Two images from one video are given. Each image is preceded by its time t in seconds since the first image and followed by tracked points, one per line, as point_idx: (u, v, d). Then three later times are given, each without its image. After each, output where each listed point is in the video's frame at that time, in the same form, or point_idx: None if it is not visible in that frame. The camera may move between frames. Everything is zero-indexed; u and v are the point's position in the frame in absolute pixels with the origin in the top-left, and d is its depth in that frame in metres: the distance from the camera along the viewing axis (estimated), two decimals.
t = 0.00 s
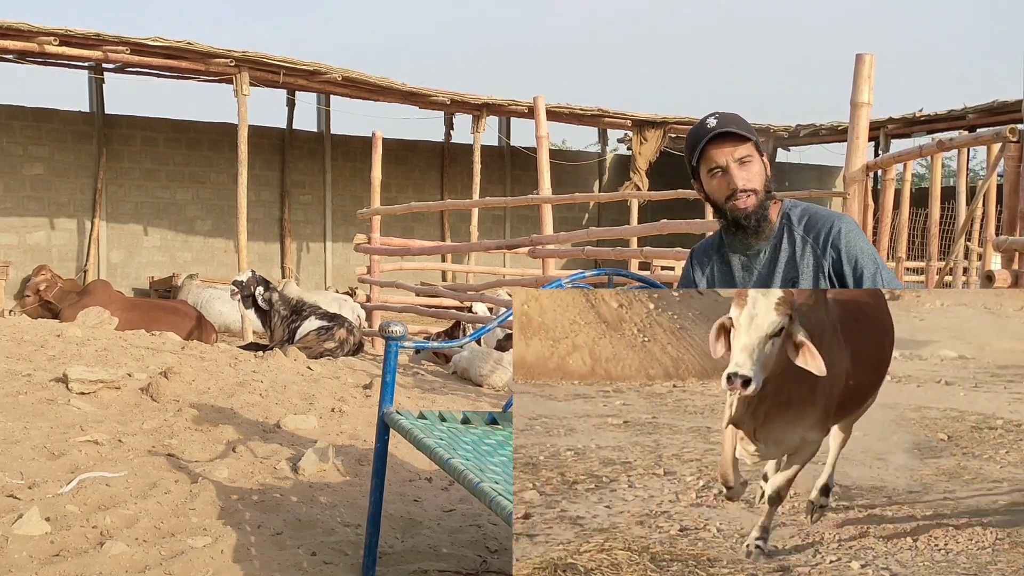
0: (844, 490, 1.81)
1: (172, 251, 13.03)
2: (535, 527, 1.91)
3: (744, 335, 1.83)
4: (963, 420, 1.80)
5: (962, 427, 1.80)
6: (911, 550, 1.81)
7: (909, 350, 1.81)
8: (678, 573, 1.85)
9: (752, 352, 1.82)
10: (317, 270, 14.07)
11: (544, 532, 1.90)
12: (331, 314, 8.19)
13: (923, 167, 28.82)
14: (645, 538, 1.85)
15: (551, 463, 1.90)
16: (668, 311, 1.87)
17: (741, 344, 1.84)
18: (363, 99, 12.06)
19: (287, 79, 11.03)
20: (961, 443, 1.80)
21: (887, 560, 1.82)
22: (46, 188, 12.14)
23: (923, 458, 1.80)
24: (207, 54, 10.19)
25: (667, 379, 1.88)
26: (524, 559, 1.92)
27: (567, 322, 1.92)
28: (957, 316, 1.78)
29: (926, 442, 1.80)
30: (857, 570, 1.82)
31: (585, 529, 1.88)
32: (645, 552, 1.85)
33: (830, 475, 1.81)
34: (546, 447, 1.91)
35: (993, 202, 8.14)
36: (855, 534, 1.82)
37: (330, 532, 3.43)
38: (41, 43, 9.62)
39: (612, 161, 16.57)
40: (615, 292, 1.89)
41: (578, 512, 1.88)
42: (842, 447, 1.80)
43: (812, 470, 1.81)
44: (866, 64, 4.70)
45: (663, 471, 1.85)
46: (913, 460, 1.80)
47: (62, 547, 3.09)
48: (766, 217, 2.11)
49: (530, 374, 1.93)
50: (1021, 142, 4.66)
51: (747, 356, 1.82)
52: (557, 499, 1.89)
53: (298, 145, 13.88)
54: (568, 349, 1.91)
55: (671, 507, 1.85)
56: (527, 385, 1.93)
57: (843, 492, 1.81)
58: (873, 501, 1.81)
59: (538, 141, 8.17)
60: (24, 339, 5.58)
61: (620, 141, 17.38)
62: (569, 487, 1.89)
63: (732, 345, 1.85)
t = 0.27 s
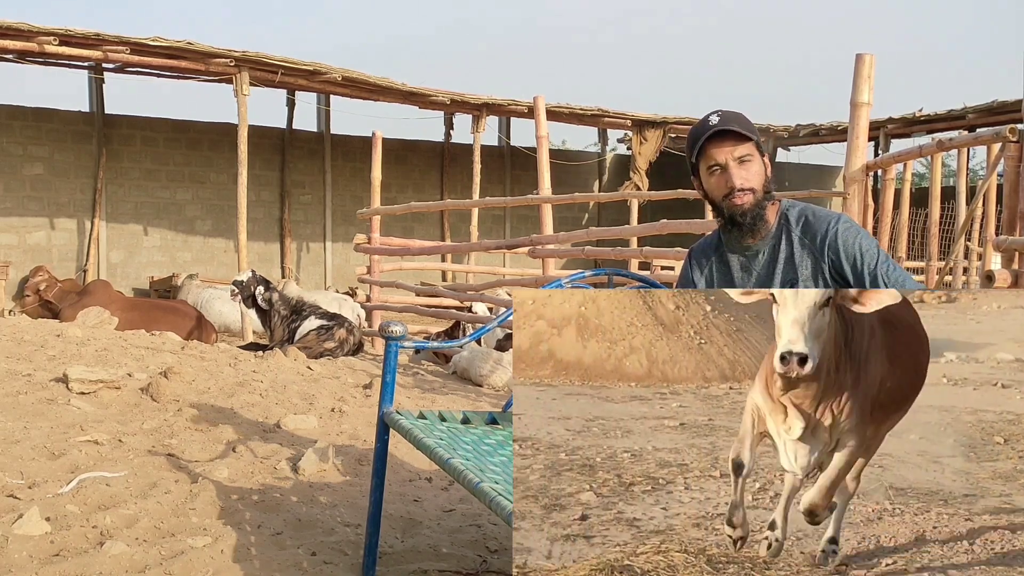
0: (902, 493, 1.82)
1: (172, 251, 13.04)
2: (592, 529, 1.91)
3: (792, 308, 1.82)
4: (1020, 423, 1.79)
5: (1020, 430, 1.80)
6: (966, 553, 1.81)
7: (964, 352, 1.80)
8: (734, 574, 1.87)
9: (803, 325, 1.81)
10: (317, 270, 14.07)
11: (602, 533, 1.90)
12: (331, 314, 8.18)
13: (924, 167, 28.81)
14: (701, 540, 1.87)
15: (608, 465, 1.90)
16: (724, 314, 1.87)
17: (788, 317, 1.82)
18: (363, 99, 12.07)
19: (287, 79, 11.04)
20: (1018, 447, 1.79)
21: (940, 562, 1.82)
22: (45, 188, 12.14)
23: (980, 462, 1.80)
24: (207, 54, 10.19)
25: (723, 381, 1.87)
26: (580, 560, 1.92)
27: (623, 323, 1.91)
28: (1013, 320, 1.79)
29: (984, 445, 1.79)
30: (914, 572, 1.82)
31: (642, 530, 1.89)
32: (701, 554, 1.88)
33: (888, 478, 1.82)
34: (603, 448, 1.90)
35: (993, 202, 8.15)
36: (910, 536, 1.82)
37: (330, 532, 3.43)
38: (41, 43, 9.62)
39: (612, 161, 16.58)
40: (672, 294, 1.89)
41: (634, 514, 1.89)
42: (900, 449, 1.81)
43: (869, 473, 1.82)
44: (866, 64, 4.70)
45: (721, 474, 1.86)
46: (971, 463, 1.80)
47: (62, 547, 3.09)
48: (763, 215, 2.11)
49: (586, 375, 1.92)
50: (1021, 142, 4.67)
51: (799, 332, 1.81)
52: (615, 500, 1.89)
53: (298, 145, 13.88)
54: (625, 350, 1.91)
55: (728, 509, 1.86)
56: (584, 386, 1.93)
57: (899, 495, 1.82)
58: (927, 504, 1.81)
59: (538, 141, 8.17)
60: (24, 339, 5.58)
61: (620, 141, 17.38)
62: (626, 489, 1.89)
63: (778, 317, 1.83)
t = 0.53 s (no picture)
0: (958, 496, 1.72)
1: (172, 251, 13.04)
2: (650, 530, 1.80)
3: (816, 354, 1.72)
4: None
5: None
6: None
7: None
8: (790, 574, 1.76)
9: (830, 374, 1.71)
10: (317, 270, 14.08)
11: (659, 535, 1.79)
12: (331, 314, 8.18)
13: (923, 167, 28.82)
14: (759, 542, 1.78)
15: (666, 466, 1.80)
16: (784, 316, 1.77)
17: (813, 365, 1.73)
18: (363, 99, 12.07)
19: (287, 79, 11.04)
20: None
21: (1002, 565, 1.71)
22: (46, 188, 12.14)
23: None
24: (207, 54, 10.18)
25: (782, 384, 1.78)
26: (638, 561, 1.80)
27: (682, 325, 1.81)
28: None
29: None
30: None
31: (699, 532, 1.79)
32: (759, 555, 1.78)
33: (945, 480, 1.72)
34: (661, 449, 1.81)
35: (992, 202, 8.16)
36: (968, 540, 1.72)
37: (330, 532, 3.44)
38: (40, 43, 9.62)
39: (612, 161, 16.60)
40: (731, 295, 1.80)
41: (692, 515, 1.79)
42: (958, 451, 1.71)
43: (926, 474, 1.72)
44: (867, 64, 4.68)
45: (777, 475, 1.77)
46: None
47: (62, 547, 3.09)
48: (760, 217, 2.10)
49: (645, 376, 1.83)
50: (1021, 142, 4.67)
51: (829, 384, 1.71)
52: (672, 502, 1.79)
53: (298, 145, 13.89)
54: (684, 352, 1.82)
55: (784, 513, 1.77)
56: (643, 387, 1.83)
57: (959, 497, 1.72)
58: (988, 507, 1.72)
59: (538, 141, 8.18)
60: (24, 339, 5.59)
61: (620, 142, 17.40)
62: (684, 490, 1.79)
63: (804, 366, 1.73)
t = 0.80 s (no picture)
0: (997, 499, 1.77)
1: (172, 251, 13.04)
2: (688, 532, 1.85)
3: (829, 408, 1.72)
4: None
5: None
6: None
7: None
8: None
9: (837, 431, 1.70)
10: (317, 270, 14.07)
11: (696, 536, 1.85)
12: (331, 314, 8.18)
13: (923, 167, 28.81)
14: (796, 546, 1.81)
15: (705, 468, 1.86)
16: (826, 320, 1.80)
17: (823, 419, 1.72)
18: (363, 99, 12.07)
19: (287, 79, 11.04)
20: None
21: None
22: (45, 188, 12.13)
23: None
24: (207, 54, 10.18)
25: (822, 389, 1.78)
26: (674, 562, 1.85)
27: (724, 328, 1.86)
28: None
29: None
30: None
31: (737, 534, 1.84)
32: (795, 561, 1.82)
33: (985, 483, 1.77)
34: (701, 452, 1.86)
35: (992, 202, 8.17)
36: (1005, 543, 1.78)
37: (330, 532, 3.43)
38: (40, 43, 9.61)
39: (612, 161, 16.60)
40: (773, 298, 1.83)
41: (730, 518, 1.85)
42: (1000, 453, 1.76)
43: (965, 477, 1.77)
44: (866, 64, 4.63)
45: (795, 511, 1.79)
46: None
47: (62, 547, 3.09)
48: (756, 217, 2.09)
49: (687, 380, 1.88)
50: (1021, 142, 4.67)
51: (835, 444, 1.69)
52: (710, 504, 1.85)
53: (298, 145, 13.89)
54: (725, 355, 1.86)
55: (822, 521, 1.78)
56: (685, 391, 1.88)
57: (997, 500, 1.77)
58: None
59: (538, 141, 8.18)
60: (24, 339, 5.59)
61: (620, 142, 17.40)
62: (722, 493, 1.84)
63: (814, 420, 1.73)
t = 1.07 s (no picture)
0: (1013, 500, 1.86)
1: (172, 251, 13.04)
2: (701, 533, 1.90)
3: (852, 370, 1.70)
4: None
5: None
6: None
7: None
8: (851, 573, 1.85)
9: (866, 394, 1.68)
10: (317, 270, 14.06)
11: (710, 536, 1.90)
12: (331, 314, 8.18)
13: (923, 167, 28.77)
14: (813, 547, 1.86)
15: (722, 470, 1.91)
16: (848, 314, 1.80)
17: (847, 384, 1.70)
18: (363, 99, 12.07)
19: (287, 79, 11.03)
20: None
21: None
22: (45, 188, 12.13)
23: None
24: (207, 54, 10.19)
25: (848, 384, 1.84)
26: (687, 562, 1.91)
27: (745, 332, 1.89)
28: None
29: None
30: None
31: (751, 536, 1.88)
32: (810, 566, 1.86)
33: (1001, 484, 1.85)
34: (718, 454, 1.92)
35: (992, 203, 8.18)
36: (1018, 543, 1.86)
37: (329, 532, 3.44)
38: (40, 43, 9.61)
39: (612, 161, 16.60)
40: (795, 303, 1.82)
41: (745, 518, 1.89)
42: (1017, 455, 1.85)
43: (983, 477, 1.85)
44: (867, 64, 4.61)
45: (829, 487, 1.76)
46: None
47: (62, 547, 3.09)
48: (753, 221, 2.07)
49: (708, 383, 1.95)
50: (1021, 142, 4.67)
51: (866, 408, 1.68)
52: (725, 505, 1.90)
53: (297, 145, 13.89)
54: (745, 357, 1.92)
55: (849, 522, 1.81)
56: (705, 394, 1.95)
57: (1012, 501, 1.86)
58: None
59: (538, 141, 8.18)
60: (24, 339, 5.58)
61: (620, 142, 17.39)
62: (738, 494, 1.89)
63: (839, 384, 1.70)
